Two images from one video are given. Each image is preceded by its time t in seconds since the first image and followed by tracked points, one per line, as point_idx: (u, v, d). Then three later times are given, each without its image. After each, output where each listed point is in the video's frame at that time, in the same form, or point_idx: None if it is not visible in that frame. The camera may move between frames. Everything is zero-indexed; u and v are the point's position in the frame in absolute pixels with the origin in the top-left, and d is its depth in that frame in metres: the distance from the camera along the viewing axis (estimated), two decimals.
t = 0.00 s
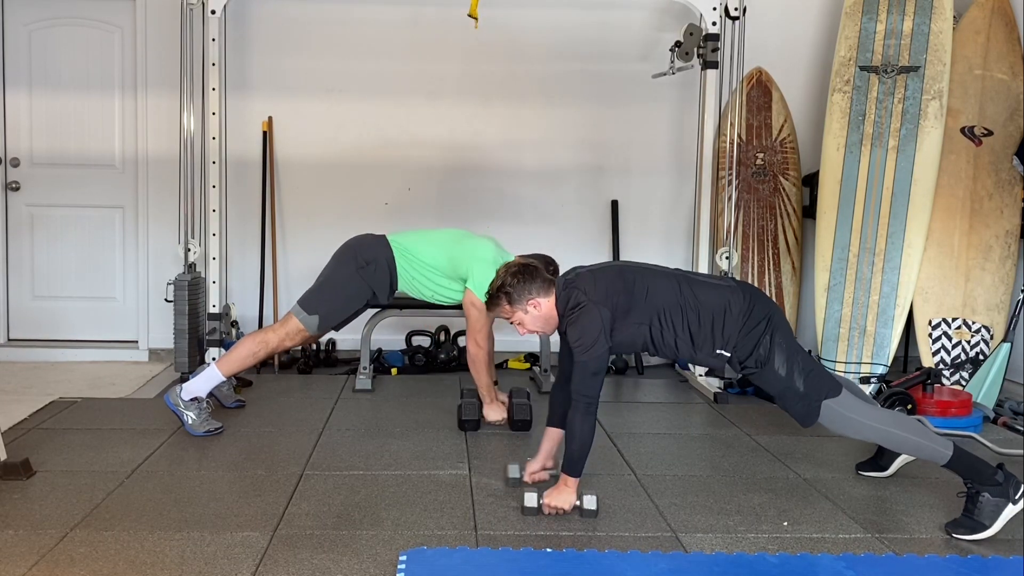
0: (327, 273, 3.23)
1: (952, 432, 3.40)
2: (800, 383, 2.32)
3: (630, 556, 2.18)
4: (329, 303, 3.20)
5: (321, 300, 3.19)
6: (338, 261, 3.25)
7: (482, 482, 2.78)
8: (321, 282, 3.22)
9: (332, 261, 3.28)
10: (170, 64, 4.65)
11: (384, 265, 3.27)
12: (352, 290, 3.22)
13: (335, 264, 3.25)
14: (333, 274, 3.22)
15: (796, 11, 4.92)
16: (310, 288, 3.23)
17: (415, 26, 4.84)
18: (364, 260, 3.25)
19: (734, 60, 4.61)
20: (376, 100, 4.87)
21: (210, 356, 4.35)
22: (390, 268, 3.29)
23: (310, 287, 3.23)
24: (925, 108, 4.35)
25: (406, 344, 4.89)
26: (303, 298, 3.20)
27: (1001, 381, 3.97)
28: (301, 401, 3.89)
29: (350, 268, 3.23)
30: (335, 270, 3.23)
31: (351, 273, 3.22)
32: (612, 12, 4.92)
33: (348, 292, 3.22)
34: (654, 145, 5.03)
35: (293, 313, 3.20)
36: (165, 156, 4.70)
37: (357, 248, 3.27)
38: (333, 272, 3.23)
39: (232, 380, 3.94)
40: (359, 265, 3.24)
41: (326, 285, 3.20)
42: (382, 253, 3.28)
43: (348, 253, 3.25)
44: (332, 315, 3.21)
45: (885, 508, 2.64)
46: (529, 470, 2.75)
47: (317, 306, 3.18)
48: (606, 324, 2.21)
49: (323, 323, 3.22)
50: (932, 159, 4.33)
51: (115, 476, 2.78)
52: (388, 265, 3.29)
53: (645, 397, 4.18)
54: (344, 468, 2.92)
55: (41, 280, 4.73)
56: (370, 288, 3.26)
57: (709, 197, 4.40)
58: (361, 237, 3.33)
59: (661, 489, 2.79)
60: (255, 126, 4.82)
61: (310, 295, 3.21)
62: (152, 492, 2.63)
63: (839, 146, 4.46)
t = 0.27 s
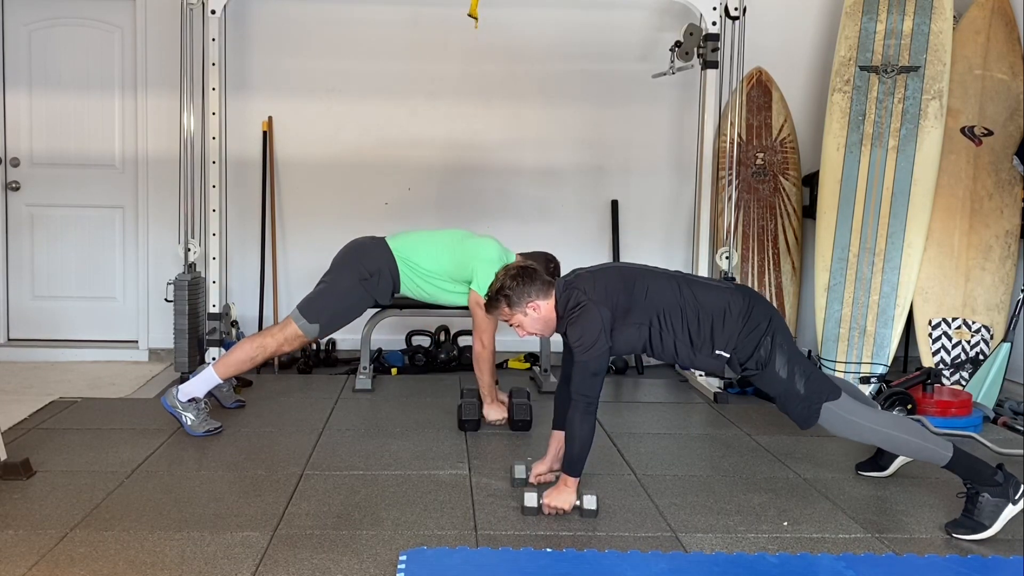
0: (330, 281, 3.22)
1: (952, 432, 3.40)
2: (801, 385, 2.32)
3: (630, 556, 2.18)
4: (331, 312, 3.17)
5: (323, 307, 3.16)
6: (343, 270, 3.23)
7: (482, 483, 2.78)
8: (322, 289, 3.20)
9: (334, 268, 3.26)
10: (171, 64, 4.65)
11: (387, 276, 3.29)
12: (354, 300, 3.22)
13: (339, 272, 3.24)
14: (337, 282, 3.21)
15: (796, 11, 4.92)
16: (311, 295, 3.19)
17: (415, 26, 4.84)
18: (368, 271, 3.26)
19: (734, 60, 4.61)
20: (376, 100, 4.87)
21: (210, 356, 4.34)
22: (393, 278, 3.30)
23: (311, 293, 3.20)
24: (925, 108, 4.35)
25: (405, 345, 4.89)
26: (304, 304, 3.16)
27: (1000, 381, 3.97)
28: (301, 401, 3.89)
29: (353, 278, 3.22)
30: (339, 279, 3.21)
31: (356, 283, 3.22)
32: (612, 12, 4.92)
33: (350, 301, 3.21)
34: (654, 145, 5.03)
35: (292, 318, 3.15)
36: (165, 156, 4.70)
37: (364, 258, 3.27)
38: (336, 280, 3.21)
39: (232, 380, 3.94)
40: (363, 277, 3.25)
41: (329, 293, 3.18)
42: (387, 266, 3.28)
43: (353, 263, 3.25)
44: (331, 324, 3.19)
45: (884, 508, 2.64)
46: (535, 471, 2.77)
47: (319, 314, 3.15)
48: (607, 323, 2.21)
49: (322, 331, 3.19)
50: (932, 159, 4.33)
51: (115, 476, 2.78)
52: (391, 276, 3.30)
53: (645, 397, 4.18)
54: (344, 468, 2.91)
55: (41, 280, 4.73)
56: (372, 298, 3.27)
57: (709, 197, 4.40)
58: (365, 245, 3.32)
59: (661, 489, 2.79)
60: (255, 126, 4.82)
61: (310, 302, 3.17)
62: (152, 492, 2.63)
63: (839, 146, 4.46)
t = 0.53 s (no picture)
0: (330, 286, 3.13)
1: (953, 432, 3.40)
2: (808, 391, 2.29)
3: (630, 556, 2.18)
4: (330, 318, 3.12)
5: (322, 315, 3.11)
6: (345, 275, 3.15)
7: (482, 483, 2.78)
8: (322, 293, 3.13)
9: (334, 271, 3.16)
10: (170, 64, 4.65)
11: (388, 282, 3.23)
12: (354, 306, 3.16)
13: (340, 277, 3.15)
14: (338, 289, 3.13)
15: (796, 11, 4.92)
16: (310, 301, 3.12)
17: (415, 26, 4.84)
18: (370, 277, 3.18)
19: (734, 59, 4.61)
20: (376, 100, 4.87)
21: (210, 357, 4.34)
22: (393, 281, 3.25)
23: (311, 296, 3.13)
24: (925, 109, 4.35)
25: (405, 345, 4.89)
26: (303, 309, 3.11)
27: (1001, 381, 3.97)
28: (300, 400, 3.89)
29: (354, 284, 3.15)
30: (340, 286, 3.13)
31: (357, 291, 3.15)
32: (612, 12, 4.92)
33: (350, 307, 3.15)
34: (653, 145, 5.03)
35: (291, 320, 3.12)
36: (165, 156, 4.70)
37: (366, 265, 3.18)
38: (336, 285, 3.14)
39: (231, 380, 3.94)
40: (365, 284, 3.17)
41: (329, 300, 3.12)
42: (388, 271, 3.22)
43: (355, 268, 3.16)
44: (330, 329, 3.14)
45: (885, 508, 2.64)
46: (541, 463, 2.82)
47: (318, 322, 3.11)
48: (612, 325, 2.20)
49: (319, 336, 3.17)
50: (932, 159, 4.33)
51: (115, 476, 2.78)
52: (392, 281, 3.24)
53: (645, 396, 4.18)
54: (344, 468, 2.91)
55: (41, 280, 4.73)
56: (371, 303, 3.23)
57: (709, 197, 4.40)
58: (366, 247, 3.22)
59: (661, 489, 2.79)
60: (255, 126, 4.82)
61: (309, 308, 3.11)
62: (152, 492, 2.63)
63: (839, 146, 4.46)
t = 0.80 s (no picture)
0: (328, 290, 3.14)
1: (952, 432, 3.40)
2: (803, 394, 2.29)
3: (630, 556, 2.18)
4: (329, 320, 3.14)
5: (320, 318, 3.13)
6: (343, 278, 3.15)
7: (481, 483, 2.78)
8: (319, 296, 3.14)
9: (332, 274, 3.17)
10: (170, 64, 4.65)
11: (386, 286, 3.23)
12: (350, 311, 3.16)
13: (337, 281, 3.15)
14: (336, 292, 3.14)
15: (795, 11, 4.92)
16: (309, 304, 3.13)
17: (415, 26, 4.84)
18: (367, 282, 3.18)
19: (734, 59, 4.61)
20: (375, 100, 4.87)
21: (210, 357, 4.34)
22: (392, 285, 3.24)
23: (309, 298, 3.15)
24: (925, 109, 4.35)
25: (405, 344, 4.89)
26: (300, 311, 3.13)
27: (1001, 381, 3.97)
28: (300, 401, 3.89)
29: (352, 288, 3.16)
30: (338, 289, 3.15)
31: (355, 295, 3.16)
32: (612, 11, 4.92)
33: (346, 311, 3.16)
34: (653, 145, 5.03)
35: (287, 322, 3.15)
36: (165, 156, 4.70)
37: (363, 268, 3.17)
38: (334, 289, 3.15)
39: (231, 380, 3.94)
40: (362, 288, 3.17)
41: (327, 304, 3.13)
42: (385, 274, 3.21)
43: (353, 272, 3.16)
44: (327, 332, 3.16)
45: (885, 508, 2.64)
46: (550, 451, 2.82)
47: (315, 325, 3.14)
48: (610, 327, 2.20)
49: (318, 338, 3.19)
50: (932, 159, 4.33)
51: (115, 476, 2.78)
52: (390, 284, 3.23)
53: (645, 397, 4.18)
54: (344, 468, 2.92)
55: (41, 280, 4.73)
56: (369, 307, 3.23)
57: (709, 197, 4.40)
58: (362, 250, 3.21)
59: (661, 489, 2.79)
60: (255, 126, 4.82)
61: (308, 312, 3.13)
62: (152, 492, 2.63)
63: (839, 146, 4.46)
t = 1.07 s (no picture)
0: (328, 289, 3.14)
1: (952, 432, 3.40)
2: (803, 394, 2.29)
3: (630, 556, 2.18)
4: (329, 320, 3.13)
5: (321, 318, 3.12)
6: (343, 278, 3.15)
7: (481, 483, 2.78)
8: (319, 296, 3.13)
9: (333, 274, 3.17)
10: (170, 64, 4.65)
11: (385, 287, 3.23)
12: (350, 311, 3.15)
13: (338, 281, 3.15)
14: (336, 292, 3.14)
15: (795, 11, 4.92)
16: (309, 303, 3.12)
17: (415, 26, 4.84)
18: (367, 283, 3.18)
19: (734, 59, 4.61)
20: (375, 100, 4.87)
21: (210, 357, 4.34)
22: (392, 285, 3.25)
23: (309, 298, 3.13)
24: (925, 108, 4.35)
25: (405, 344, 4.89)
26: (300, 312, 3.11)
27: (1001, 381, 3.97)
28: (300, 401, 3.89)
29: (352, 289, 3.15)
30: (338, 289, 3.14)
31: (354, 295, 3.16)
32: (612, 11, 4.92)
33: (346, 311, 3.15)
34: (654, 145, 5.03)
35: (287, 324, 3.14)
36: (165, 156, 4.70)
37: (362, 268, 3.18)
38: (334, 289, 3.14)
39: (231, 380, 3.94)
40: (362, 288, 3.17)
41: (327, 304, 3.12)
42: (384, 274, 3.22)
43: (353, 272, 3.16)
44: (326, 332, 3.15)
45: (885, 508, 2.64)
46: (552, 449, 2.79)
47: (315, 325, 3.12)
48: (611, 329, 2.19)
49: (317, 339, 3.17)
50: (932, 159, 4.33)
51: (115, 476, 2.78)
52: (390, 284, 3.25)
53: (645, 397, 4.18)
54: (344, 468, 2.92)
55: (41, 279, 4.73)
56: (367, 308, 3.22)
57: (709, 197, 4.40)
58: (362, 251, 3.22)
59: (661, 489, 2.79)
60: (255, 126, 4.82)
61: (309, 311, 3.11)
62: (152, 492, 2.63)
63: (839, 146, 4.46)
